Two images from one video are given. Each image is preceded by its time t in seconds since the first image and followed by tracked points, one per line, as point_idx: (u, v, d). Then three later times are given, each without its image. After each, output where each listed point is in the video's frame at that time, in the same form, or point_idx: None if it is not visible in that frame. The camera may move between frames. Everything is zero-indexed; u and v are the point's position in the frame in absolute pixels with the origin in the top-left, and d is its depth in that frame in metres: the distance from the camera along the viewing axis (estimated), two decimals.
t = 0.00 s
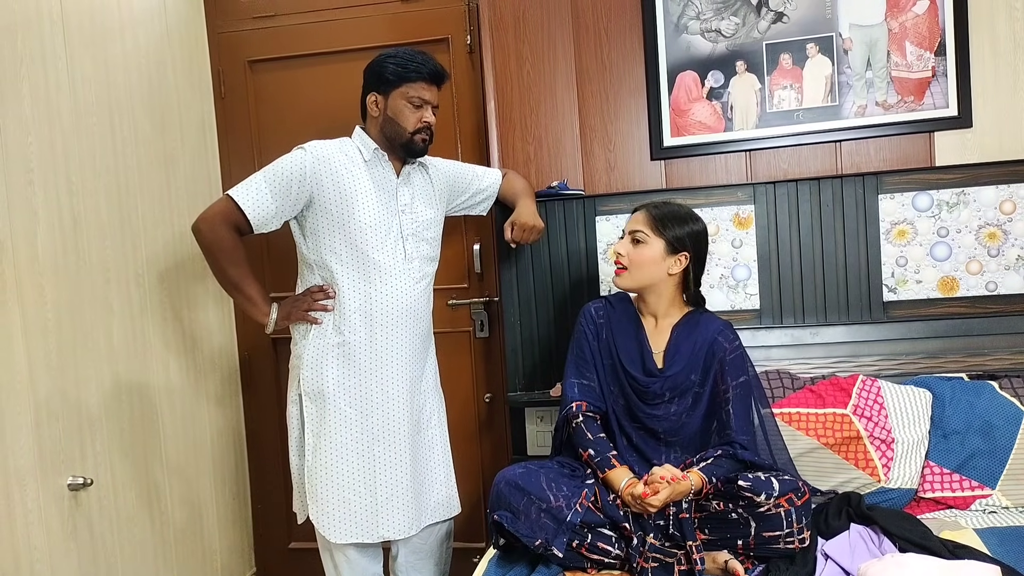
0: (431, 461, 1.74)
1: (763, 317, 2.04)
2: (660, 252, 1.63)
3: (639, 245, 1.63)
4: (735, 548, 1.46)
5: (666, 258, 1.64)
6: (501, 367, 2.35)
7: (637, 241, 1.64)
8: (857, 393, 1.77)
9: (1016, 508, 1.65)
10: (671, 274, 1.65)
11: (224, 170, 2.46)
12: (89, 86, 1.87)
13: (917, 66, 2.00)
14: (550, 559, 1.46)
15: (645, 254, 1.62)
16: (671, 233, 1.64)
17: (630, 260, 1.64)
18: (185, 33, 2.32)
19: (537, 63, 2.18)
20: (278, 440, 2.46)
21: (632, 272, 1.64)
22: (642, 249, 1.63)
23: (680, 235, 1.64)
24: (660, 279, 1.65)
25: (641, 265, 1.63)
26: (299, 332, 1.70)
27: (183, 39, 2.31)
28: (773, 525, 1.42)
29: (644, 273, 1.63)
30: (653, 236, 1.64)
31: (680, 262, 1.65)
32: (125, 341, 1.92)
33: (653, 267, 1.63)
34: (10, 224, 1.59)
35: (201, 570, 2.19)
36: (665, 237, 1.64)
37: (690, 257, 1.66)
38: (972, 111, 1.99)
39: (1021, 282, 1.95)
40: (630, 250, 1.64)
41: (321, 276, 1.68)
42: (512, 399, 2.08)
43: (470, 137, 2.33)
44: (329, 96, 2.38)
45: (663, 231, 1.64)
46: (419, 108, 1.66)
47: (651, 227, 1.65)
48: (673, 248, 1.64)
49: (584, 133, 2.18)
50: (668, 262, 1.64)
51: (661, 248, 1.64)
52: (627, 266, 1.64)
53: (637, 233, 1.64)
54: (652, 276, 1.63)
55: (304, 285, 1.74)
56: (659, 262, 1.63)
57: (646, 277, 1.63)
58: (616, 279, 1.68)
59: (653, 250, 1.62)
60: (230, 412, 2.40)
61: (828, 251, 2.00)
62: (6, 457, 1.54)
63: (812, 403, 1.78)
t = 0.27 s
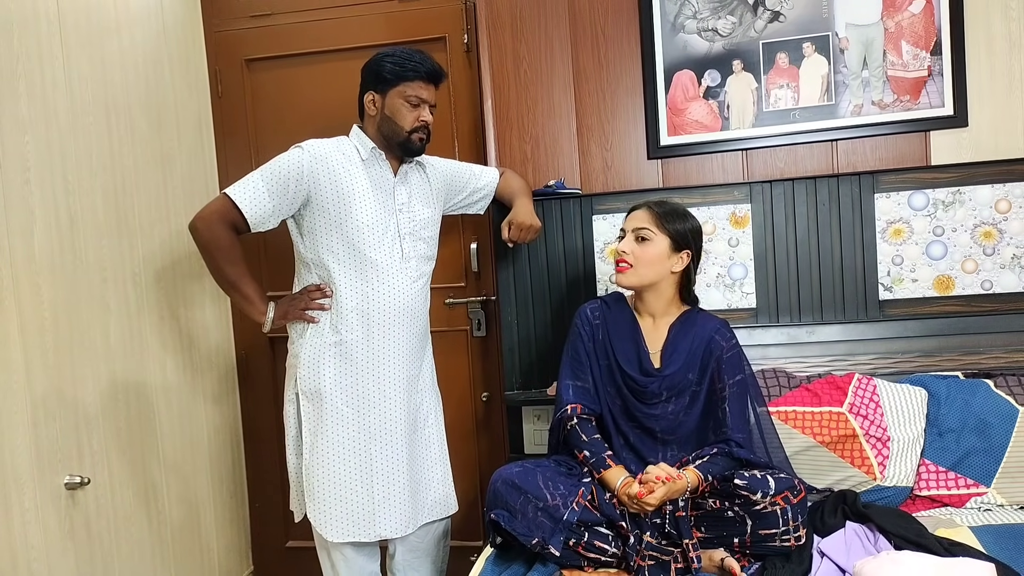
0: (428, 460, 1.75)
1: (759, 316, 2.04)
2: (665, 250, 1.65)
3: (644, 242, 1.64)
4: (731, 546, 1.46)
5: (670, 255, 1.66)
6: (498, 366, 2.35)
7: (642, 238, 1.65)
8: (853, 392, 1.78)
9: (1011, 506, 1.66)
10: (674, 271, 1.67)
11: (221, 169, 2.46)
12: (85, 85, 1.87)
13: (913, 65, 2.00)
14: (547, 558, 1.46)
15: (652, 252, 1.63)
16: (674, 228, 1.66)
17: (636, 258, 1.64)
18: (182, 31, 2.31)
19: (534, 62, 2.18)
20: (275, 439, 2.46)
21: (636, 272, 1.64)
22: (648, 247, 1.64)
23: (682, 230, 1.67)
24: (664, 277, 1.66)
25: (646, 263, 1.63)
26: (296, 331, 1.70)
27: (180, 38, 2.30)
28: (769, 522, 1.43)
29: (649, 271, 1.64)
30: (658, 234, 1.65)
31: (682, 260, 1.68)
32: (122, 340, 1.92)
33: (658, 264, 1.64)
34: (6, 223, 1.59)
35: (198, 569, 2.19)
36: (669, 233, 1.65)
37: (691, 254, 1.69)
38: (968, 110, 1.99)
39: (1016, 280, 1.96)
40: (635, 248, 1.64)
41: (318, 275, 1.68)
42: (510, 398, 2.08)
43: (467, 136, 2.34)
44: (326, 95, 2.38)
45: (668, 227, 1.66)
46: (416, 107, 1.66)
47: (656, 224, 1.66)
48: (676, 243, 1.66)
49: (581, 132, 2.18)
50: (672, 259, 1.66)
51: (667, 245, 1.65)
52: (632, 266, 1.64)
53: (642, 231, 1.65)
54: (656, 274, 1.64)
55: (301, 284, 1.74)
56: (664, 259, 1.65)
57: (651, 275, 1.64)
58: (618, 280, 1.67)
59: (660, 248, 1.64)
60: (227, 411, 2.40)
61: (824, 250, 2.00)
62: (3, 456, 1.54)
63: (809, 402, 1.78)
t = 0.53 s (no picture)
0: (427, 461, 1.75)
1: (758, 318, 2.04)
2: (671, 253, 1.66)
3: (651, 244, 1.65)
4: (730, 547, 1.47)
5: (675, 258, 1.67)
6: (497, 368, 2.35)
7: (651, 241, 1.65)
8: (851, 393, 1.78)
9: (1010, 507, 1.66)
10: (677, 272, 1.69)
11: (220, 171, 2.46)
12: (85, 87, 1.87)
13: (910, 67, 2.01)
14: (546, 559, 1.46)
15: (660, 255, 1.64)
16: (680, 231, 1.67)
17: (644, 261, 1.64)
18: (181, 34, 2.32)
19: (533, 64, 2.19)
20: (275, 441, 2.47)
21: (644, 275, 1.64)
22: (655, 250, 1.64)
23: (687, 234, 1.69)
24: (668, 279, 1.66)
25: (653, 266, 1.64)
26: (296, 333, 1.70)
27: (179, 40, 2.31)
28: (768, 524, 1.43)
29: (656, 273, 1.64)
30: (665, 236, 1.66)
31: (683, 261, 1.70)
32: (121, 342, 1.92)
33: (665, 267, 1.65)
34: (6, 225, 1.59)
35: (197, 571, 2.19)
36: (676, 237, 1.67)
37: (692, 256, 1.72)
38: (965, 112, 2.00)
39: (1014, 282, 1.96)
40: (644, 252, 1.64)
41: (317, 277, 1.68)
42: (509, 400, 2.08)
43: (466, 138, 2.34)
44: (325, 97, 2.38)
45: (675, 230, 1.67)
46: (415, 110, 1.66)
47: (663, 226, 1.67)
48: (681, 246, 1.68)
49: (579, 134, 2.19)
50: (676, 261, 1.68)
51: (673, 248, 1.66)
52: (640, 269, 1.63)
53: (651, 233, 1.65)
54: (661, 276, 1.65)
55: (300, 286, 1.74)
56: (669, 261, 1.65)
57: (658, 277, 1.64)
58: (623, 285, 1.66)
59: (666, 249, 1.65)
60: (226, 413, 2.40)
61: (823, 251, 2.00)
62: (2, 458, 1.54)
63: (807, 403, 1.78)
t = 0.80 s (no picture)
0: (427, 461, 1.75)
1: (757, 318, 2.05)
2: (675, 253, 1.67)
3: (656, 244, 1.65)
4: (729, 547, 1.47)
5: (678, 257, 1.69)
6: (497, 368, 2.36)
7: (656, 240, 1.65)
8: (851, 393, 1.78)
9: (1009, 507, 1.66)
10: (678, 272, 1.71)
11: (220, 171, 2.46)
12: (85, 88, 1.87)
13: (909, 68, 2.01)
14: (546, 559, 1.47)
15: (665, 255, 1.65)
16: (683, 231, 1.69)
17: (650, 261, 1.64)
18: (182, 34, 2.32)
19: (533, 64, 2.19)
20: (275, 441, 2.47)
21: (649, 274, 1.64)
22: (660, 250, 1.65)
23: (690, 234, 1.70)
24: (671, 280, 1.67)
25: (659, 265, 1.64)
26: (296, 333, 1.70)
27: (180, 41, 2.31)
28: (768, 523, 1.44)
29: (661, 273, 1.65)
30: (669, 235, 1.67)
31: (685, 262, 1.72)
32: (122, 342, 1.92)
33: (669, 267, 1.66)
34: (7, 225, 1.59)
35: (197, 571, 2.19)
36: (679, 237, 1.68)
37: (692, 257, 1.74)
38: (964, 112, 2.01)
39: (1013, 282, 1.97)
40: (649, 252, 1.64)
41: (317, 277, 1.69)
42: (510, 399, 2.07)
43: (466, 139, 2.34)
44: (325, 97, 2.38)
45: (679, 230, 1.68)
46: (415, 110, 1.67)
47: (667, 226, 1.68)
48: (684, 246, 1.69)
49: (579, 135, 2.19)
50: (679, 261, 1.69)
51: (676, 248, 1.67)
52: (645, 269, 1.64)
53: (656, 232, 1.66)
54: (664, 276, 1.65)
55: (301, 286, 1.74)
56: (672, 261, 1.66)
57: (662, 277, 1.65)
58: (627, 284, 1.66)
59: (671, 249, 1.66)
60: (226, 413, 2.40)
61: (822, 252, 2.01)
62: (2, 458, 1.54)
63: (806, 402, 1.79)
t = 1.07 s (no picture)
0: (424, 459, 1.75)
1: (754, 315, 2.05)
2: (674, 253, 1.68)
3: (655, 245, 1.65)
4: (726, 543, 1.48)
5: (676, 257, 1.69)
6: (494, 366, 2.36)
7: (656, 242, 1.66)
8: (846, 390, 1.79)
9: (1004, 503, 1.67)
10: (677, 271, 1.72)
11: (217, 170, 2.46)
12: (81, 86, 1.87)
13: (905, 66, 2.02)
14: (543, 556, 1.47)
15: (664, 256, 1.65)
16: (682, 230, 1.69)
17: (650, 262, 1.64)
18: (178, 32, 2.32)
19: (530, 63, 2.19)
20: (272, 439, 2.47)
21: (649, 276, 1.64)
22: (659, 251, 1.65)
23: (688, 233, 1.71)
24: (669, 280, 1.67)
25: (658, 266, 1.65)
26: (293, 331, 1.70)
27: (176, 39, 2.31)
28: (764, 520, 1.44)
29: (661, 274, 1.65)
30: (667, 234, 1.67)
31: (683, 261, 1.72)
32: (119, 341, 1.92)
33: (668, 268, 1.66)
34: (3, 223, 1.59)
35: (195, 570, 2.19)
36: (678, 236, 1.69)
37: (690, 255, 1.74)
38: (960, 110, 2.01)
39: (1008, 279, 1.98)
40: (649, 252, 1.65)
41: (314, 275, 1.69)
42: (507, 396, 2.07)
43: (463, 137, 2.34)
44: (322, 96, 2.38)
45: (678, 231, 1.69)
46: (413, 108, 1.67)
47: (666, 226, 1.68)
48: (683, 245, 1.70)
49: (576, 133, 2.20)
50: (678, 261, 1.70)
51: (675, 248, 1.68)
52: (645, 270, 1.64)
53: (656, 233, 1.66)
54: (663, 277, 1.66)
55: (298, 284, 1.74)
56: (671, 261, 1.67)
57: (661, 278, 1.65)
58: (627, 286, 1.66)
59: (670, 250, 1.66)
60: (223, 411, 2.40)
61: (818, 250, 2.01)
62: None
63: (803, 400, 1.80)
